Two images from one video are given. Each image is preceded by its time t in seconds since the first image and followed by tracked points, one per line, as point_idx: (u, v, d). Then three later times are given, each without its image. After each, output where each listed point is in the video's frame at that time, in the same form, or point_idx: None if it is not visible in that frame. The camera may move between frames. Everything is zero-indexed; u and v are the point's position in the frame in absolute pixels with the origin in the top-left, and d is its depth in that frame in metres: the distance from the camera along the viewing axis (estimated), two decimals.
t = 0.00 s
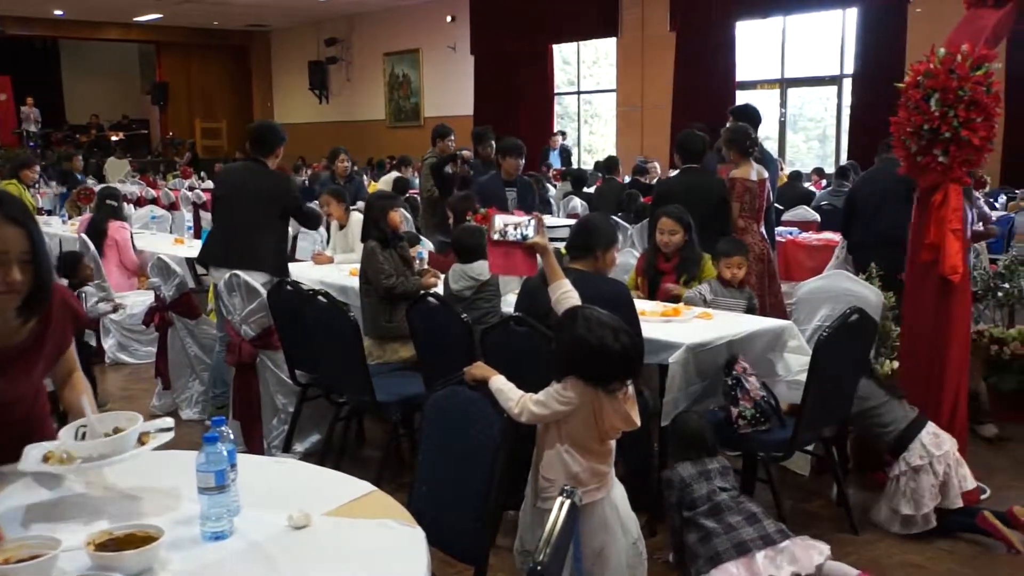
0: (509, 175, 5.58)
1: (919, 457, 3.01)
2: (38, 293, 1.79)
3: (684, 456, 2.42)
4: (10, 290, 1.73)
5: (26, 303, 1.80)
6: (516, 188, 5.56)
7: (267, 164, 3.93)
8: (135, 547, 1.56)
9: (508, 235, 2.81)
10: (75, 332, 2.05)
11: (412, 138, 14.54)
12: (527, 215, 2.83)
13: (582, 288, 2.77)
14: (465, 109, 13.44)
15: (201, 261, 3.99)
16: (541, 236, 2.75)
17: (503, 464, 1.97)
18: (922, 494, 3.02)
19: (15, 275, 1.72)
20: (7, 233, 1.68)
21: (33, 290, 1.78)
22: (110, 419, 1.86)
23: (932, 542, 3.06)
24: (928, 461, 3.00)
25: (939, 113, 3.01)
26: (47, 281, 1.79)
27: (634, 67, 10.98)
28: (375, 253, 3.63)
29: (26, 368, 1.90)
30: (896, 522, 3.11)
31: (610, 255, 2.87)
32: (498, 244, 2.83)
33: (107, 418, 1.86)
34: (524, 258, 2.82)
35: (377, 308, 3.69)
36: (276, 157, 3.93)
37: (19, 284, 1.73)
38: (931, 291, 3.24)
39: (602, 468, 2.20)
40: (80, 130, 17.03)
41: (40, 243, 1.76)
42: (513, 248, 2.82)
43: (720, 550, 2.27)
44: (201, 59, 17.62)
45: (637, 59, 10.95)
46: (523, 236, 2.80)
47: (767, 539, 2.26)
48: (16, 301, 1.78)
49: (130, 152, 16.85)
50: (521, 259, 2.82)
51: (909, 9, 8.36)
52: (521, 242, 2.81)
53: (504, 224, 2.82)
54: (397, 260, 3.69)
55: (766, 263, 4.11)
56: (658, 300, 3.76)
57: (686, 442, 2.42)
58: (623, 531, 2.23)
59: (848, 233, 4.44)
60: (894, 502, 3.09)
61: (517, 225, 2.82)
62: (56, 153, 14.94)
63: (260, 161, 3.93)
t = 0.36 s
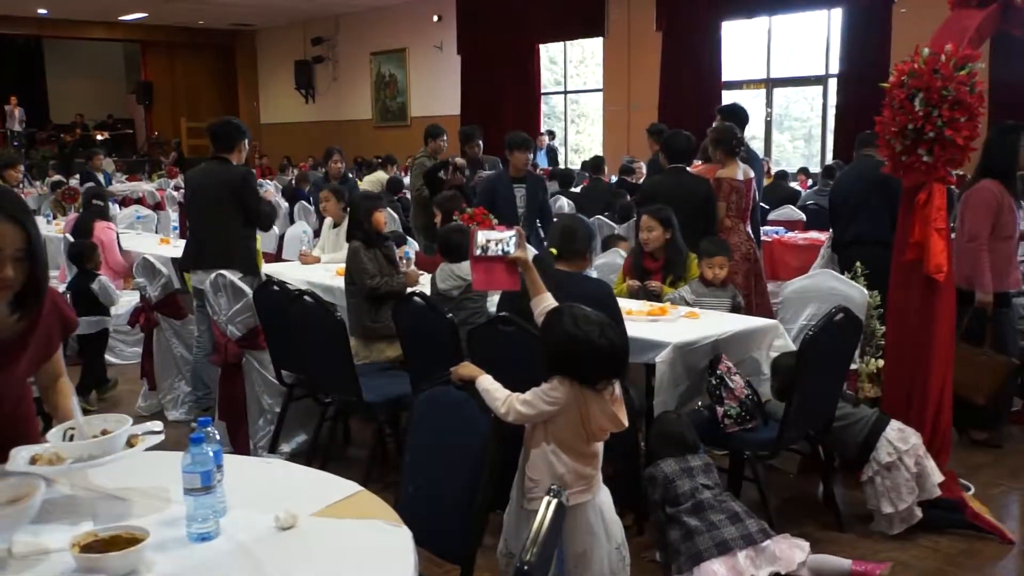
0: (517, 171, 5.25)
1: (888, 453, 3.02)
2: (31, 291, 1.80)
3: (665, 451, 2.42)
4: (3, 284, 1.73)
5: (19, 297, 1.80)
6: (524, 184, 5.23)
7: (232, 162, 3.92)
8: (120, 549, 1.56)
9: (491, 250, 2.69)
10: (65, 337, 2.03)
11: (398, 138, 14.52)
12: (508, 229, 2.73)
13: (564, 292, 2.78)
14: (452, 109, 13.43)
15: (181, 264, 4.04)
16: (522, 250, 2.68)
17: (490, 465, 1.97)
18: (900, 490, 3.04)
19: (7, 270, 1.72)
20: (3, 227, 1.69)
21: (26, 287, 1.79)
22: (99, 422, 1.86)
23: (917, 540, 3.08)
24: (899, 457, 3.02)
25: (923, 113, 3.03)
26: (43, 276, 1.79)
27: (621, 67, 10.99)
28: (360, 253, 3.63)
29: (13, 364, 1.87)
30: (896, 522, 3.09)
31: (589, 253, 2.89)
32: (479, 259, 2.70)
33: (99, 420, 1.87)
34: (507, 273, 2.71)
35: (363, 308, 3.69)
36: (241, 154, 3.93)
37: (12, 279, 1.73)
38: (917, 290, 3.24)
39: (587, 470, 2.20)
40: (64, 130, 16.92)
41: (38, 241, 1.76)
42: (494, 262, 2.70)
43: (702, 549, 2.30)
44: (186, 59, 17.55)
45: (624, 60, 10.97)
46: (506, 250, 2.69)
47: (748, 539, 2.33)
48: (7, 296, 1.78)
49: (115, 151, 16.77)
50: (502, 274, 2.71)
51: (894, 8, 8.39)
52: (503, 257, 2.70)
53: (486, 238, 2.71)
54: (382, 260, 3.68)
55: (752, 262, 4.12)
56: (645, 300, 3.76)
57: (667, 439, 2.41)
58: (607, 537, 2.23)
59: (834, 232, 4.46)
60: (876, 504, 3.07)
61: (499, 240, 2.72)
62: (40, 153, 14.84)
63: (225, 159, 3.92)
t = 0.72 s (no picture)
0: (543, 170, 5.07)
1: (853, 448, 3.07)
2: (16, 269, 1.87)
3: (663, 450, 2.40)
4: None
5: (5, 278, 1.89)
6: (551, 183, 5.09)
7: (209, 160, 3.93)
8: (111, 550, 1.55)
9: (480, 284, 2.72)
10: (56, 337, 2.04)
11: (389, 138, 14.51)
12: (493, 261, 2.75)
13: (547, 289, 2.76)
14: (442, 110, 13.44)
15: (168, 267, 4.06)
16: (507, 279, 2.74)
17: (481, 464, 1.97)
18: (860, 486, 3.08)
19: None
20: None
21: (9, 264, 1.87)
22: (81, 414, 1.81)
23: (906, 538, 3.10)
24: (863, 452, 3.07)
25: (913, 113, 3.04)
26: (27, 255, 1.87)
27: (612, 68, 11.01)
28: (350, 254, 3.62)
29: None
30: (860, 516, 3.12)
31: (570, 249, 2.82)
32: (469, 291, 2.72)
33: (81, 413, 1.81)
34: (495, 304, 2.76)
35: (354, 308, 3.69)
36: (218, 152, 3.94)
37: None
38: (906, 289, 3.25)
39: (578, 472, 2.20)
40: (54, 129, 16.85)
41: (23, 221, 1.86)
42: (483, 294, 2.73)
43: (683, 552, 2.30)
44: (176, 58, 17.49)
45: (615, 61, 10.99)
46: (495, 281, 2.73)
47: (731, 546, 2.28)
48: None
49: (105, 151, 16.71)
50: (488, 304, 2.75)
51: (883, 10, 8.42)
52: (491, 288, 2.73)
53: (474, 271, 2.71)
54: (373, 261, 3.68)
55: (743, 262, 4.14)
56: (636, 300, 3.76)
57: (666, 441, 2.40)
58: (594, 540, 2.24)
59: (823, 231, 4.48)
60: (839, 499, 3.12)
61: (486, 272, 2.73)
62: (29, 153, 14.78)
63: (202, 159, 3.93)
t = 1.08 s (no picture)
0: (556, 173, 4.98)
1: (832, 442, 3.12)
2: None
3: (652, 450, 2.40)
4: None
5: None
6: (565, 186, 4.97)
7: (189, 160, 3.91)
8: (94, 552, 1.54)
9: (474, 320, 2.41)
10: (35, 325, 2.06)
11: (375, 138, 14.50)
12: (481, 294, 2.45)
13: (530, 290, 2.73)
14: (428, 109, 13.44)
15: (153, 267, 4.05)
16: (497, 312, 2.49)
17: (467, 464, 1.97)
18: (841, 481, 3.10)
19: None
20: None
21: None
22: (39, 395, 1.83)
23: (891, 535, 3.12)
24: (842, 444, 3.11)
25: (896, 112, 3.05)
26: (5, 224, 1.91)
27: (597, 68, 11.03)
28: (336, 253, 3.61)
29: None
30: (837, 510, 3.16)
31: (552, 245, 2.82)
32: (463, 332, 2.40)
33: (40, 392, 1.84)
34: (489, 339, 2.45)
35: (338, 307, 3.69)
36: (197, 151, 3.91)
37: None
38: (891, 287, 3.27)
39: (564, 474, 2.20)
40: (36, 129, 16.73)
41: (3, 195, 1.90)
42: (474, 332, 2.42)
43: (667, 554, 2.30)
44: (160, 57, 17.40)
45: (600, 62, 11.01)
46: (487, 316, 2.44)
47: (714, 549, 2.29)
48: None
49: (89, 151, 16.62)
50: (482, 340, 2.44)
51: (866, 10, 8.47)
52: (482, 324, 2.43)
53: (464, 307, 2.40)
54: (358, 260, 3.67)
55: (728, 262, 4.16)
56: (621, 301, 3.76)
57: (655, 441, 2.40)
58: (579, 543, 2.24)
59: (808, 230, 4.49)
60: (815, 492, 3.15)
61: (477, 306, 2.42)
62: (12, 153, 14.66)
63: (182, 158, 3.91)
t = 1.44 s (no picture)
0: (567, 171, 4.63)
1: (806, 449, 3.11)
2: None
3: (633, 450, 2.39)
4: None
5: None
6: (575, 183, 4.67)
7: (172, 159, 3.90)
8: (75, 553, 1.53)
9: (467, 342, 2.35)
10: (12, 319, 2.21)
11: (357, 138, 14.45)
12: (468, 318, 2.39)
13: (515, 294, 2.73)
14: (411, 109, 13.40)
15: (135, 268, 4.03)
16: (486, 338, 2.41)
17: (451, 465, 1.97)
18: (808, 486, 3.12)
19: None
20: None
21: None
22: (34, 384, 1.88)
23: (872, 532, 3.14)
24: (814, 452, 3.11)
25: (877, 113, 3.07)
26: None
27: (580, 69, 11.03)
28: (319, 253, 3.59)
29: None
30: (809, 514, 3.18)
31: (539, 246, 2.81)
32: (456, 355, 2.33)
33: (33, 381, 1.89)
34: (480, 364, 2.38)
35: (320, 308, 3.67)
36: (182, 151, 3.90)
37: None
38: (871, 286, 3.28)
39: (550, 479, 2.20)
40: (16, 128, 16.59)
41: None
42: (466, 356, 2.35)
43: (650, 552, 2.31)
44: (142, 57, 17.29)
45: (583, 62, 11.01)
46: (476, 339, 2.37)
47: (696, 547, 2.31)
48: None
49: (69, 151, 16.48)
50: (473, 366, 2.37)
51: (847, 11, 8.50)
52: (474, 348, 2.37)
53: (456, 331, 2.33)
54: (342, 260, 3.66)
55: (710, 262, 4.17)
56: (604, 301, 3.76)
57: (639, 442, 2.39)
58: (563, 545, 2.24)
59: (790, 229, 4.51)
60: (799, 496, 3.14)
61: (466, 330, 2.36)
62: None
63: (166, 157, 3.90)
